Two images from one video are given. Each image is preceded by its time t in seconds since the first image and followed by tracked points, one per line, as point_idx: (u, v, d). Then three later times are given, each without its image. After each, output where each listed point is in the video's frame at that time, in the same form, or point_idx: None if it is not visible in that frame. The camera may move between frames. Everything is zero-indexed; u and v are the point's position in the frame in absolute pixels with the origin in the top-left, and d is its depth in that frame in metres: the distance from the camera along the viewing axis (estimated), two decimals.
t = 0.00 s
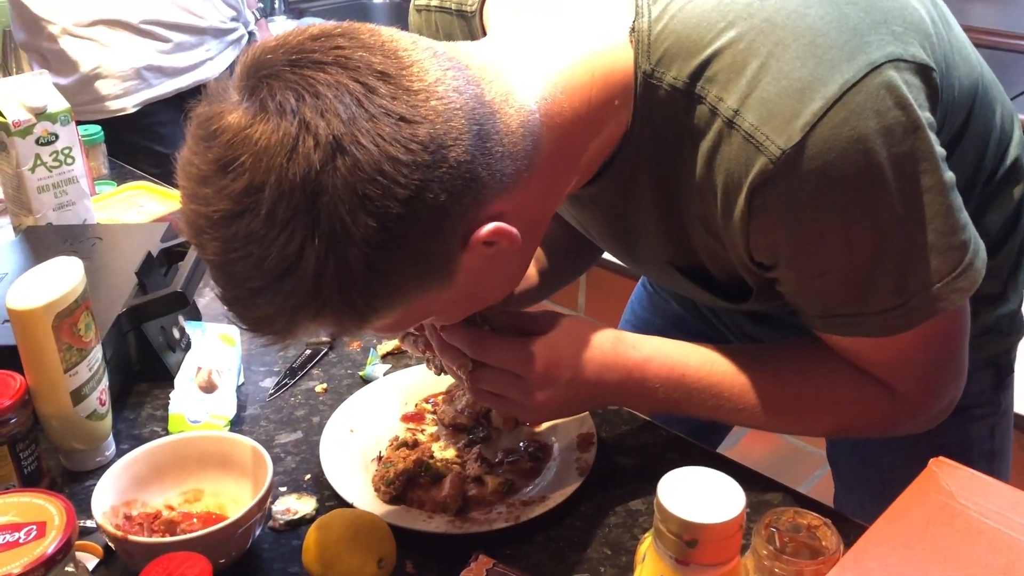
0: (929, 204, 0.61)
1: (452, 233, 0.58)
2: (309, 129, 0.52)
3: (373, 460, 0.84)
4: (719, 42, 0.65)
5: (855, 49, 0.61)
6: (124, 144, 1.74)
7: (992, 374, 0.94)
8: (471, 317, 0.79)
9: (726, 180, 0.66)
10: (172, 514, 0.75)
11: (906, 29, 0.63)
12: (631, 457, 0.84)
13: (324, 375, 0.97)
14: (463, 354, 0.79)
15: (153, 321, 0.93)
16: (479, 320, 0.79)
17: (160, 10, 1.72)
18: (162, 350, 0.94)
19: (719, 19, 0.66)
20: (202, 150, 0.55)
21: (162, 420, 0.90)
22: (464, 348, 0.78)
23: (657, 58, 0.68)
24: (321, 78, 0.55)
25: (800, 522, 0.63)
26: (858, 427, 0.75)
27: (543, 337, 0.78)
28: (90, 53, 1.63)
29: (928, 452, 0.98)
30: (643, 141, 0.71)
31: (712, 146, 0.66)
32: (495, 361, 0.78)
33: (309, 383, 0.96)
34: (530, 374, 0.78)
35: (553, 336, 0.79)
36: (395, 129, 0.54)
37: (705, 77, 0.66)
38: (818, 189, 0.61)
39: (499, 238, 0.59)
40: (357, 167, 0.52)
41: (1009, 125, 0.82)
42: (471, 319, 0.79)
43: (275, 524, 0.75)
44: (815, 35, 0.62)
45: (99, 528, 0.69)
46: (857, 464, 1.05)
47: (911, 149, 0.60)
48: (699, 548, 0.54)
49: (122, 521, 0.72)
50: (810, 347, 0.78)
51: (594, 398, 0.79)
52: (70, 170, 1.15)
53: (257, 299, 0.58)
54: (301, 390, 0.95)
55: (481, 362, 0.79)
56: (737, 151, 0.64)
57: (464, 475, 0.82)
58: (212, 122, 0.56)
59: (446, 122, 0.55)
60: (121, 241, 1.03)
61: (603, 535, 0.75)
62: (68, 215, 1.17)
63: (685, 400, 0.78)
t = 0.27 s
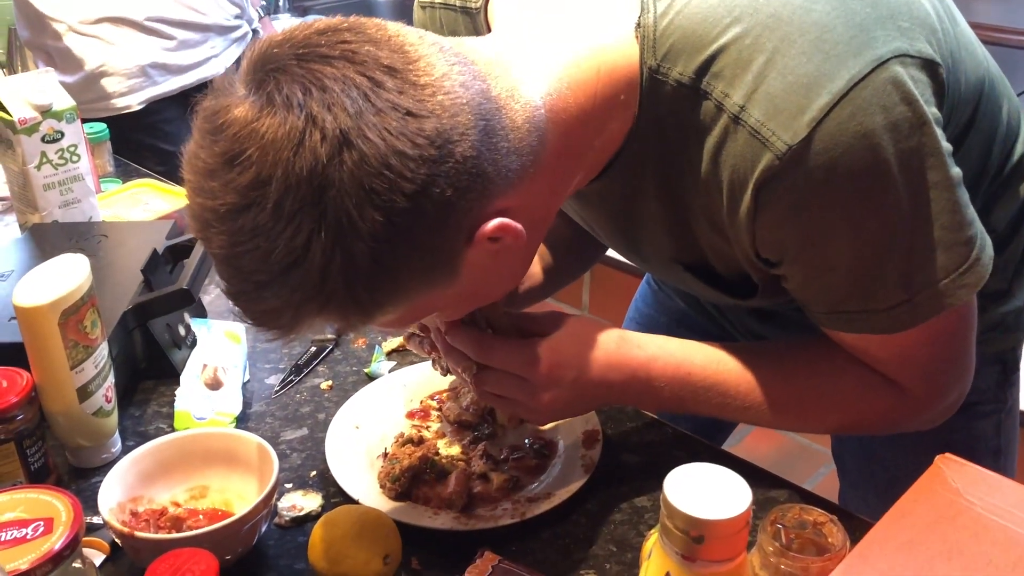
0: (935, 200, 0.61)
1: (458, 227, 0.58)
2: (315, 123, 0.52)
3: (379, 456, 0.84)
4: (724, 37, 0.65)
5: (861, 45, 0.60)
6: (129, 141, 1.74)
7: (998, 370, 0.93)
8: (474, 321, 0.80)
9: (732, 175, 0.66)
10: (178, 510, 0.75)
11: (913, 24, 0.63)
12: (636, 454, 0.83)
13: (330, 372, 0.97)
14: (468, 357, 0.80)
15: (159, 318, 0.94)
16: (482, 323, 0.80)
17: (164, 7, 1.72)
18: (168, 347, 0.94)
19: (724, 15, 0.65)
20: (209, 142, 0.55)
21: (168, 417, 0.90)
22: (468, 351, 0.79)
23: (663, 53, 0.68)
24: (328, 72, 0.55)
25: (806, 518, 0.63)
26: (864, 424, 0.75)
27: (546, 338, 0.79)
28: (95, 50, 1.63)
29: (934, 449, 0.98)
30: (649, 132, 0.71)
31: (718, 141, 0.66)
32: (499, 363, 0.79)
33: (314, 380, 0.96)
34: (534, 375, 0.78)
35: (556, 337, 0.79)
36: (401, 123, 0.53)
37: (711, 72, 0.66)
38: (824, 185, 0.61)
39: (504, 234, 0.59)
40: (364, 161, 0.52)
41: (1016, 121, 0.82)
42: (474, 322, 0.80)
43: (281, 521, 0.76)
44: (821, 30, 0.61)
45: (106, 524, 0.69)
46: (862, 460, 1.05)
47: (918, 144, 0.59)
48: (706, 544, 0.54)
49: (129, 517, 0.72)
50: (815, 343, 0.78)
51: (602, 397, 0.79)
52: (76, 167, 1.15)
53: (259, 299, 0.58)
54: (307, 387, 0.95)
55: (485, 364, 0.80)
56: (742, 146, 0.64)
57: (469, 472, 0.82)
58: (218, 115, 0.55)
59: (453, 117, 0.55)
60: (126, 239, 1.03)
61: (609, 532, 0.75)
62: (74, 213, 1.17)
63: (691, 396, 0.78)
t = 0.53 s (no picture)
0: (944, 191, 0.60)
1: (465, 201, 0.58)
2: (329, 82, 0.52)
3: (383, 454, 0.84)
4: (733, 26, 0.65)
5: (870, 34, 0.60)
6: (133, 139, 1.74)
7: (1005, 367, 0.93)
8: (473, 340, 0.81)
9: (740, 165, 0.65)
10: (183, 507, 0.75)
11: (922, 14, 0.63)
12: (640, 452, 0.83)
13: (334, 369, 0.97)
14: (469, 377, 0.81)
15: (164, 315, 0.94)
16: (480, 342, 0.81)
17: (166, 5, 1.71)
18: (173, 344, 0.94)
19: (733, 4, 0.66)
20: (218, 100, 0.55)
21: (173, 414, 0.90)
22: (468, 372, 0.80)
23: (671, 42, 0.68)
24: (344, 32, 0.55)
25: (812, 516, 0.62)
26: (872, 419, 0.75)
27: (545, 353, 0.79)
28: (99, 48, 1.64)
29: (940, 447, 0.97)
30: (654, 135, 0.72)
31: (725, 131, 0.66)
32: (500, 381, 0.79)
33: (319, 378, 0.96)
34: (535, 389, 0.79)
35: (555, 351, 0.79)
36: (416, 86, 0.53)
37: (719, 61, 0.66)
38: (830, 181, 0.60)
39: (510, 213, 0.59)
40: (377, 120, 0.52)
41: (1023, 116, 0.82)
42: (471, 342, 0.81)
43: (286, 518, 0.76)
44: (829, 19, 0.61)
45: (111, 522, 0.69)
46: (868, 458, 1.05)
47: (927, 133, 0.59)
48: (711, 542, 0.54)
49: (133, 514, 0.72)
50: (822, 338, 0.77)
51: (609, 400, 0.78)
52: (81, 165, 1.15)
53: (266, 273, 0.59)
54: (312, 384, 0.95)
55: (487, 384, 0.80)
56: (751, 134, 0.64)
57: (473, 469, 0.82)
58: (229, 74, 0.55)
59: (466, 85, 0.55)
60: (131, 236, 1.03)
61: (613, 530, 0.74)
62: (79, 210, 1.17)
63: (698, 391, 0.77)
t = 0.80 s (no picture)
0: (948, 193, 0.60)
1: (471, 178, 0.58)
2: (336, 51, 0.53)
3: (387, 454, 0.84)
4: (735, 30, 0.65)
5: (873, 38, 0.60)
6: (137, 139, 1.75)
7: (1009, 368, 0.93)
8: (474, 376, 0.84)
9: (743, 168, 0.65)
10: (187, 507, 0.75)
11: (925, 18, 0.63)
12: (643, 452, 0.83)
13: (338, 370, 0.98)
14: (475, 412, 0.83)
15: (168, 316, 0.94)
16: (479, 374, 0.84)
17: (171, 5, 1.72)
18: (177, 344, 0.94)
19: (736, 8, 0.65)
20: (224, 70, 0.55)
21: (177, 415, 0.90)
22: (473, 408, 0.82)
23: (674, 46, 0.68)
24: (352, 6, 0.55)
25: (814, 517, 0.62)
26: (875, 420, 0.75)
27: (540, 374, 0.81)
28: (101, 48, 1.64)
29: (943, 448, 0.97)
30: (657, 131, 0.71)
31: (728, 136, 0.66)
32: (504, 411, 0.80)
33: (323, 378, 0.96)
34: (541, 413, 0.79)
35: (550, 369, 0.81)
36: (422, 58, 0.54)
37: (722, 65, 0.66)
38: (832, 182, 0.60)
39: (515, 194, 0.60)
40: (384, 89, 0.52)
41: None
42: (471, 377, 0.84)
43: (290, 518, 0.76)
44: (832, 23, 0.61)
45: (115, 522, 0.69)
46: (872, 459, 1.04)
47: (929, 137, 0.59)
48: (713, 542, 0.54)
49: (138, 514, 0.72)
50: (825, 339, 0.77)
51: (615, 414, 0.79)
52: (85, 166, 1.15)
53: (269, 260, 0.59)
54: (315, 384, 0.95)
55: (495, 419, 0.81)
56: (753, 139, 0.64)
57: (476, 471, 0.82)
58: (235, 46, 0.55)
59: (474, 62, 0.56)
60: (135, 237, 1.03)
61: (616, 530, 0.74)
62: (84, 211, 1.18)
63: (702, 393, 0.78)
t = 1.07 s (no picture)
0: (949, 190, 0.60)
1: (470, 140, 0.59)
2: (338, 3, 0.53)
3: (388, 457, 0.85)
4: (739, 26, 0.65)
5: (876, 34, 0.60)
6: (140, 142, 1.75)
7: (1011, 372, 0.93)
8: (471, 383, 0.84)
9: (745, 165, 0.66)
10: (189, 510, 0.75)
11: (928, 16, 0.63)
12: (643, 456, 0.83)
13: (340, 373, 0.98)
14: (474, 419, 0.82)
15: (170, 319, 0.94)
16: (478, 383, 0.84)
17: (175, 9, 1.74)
18: (179, 347, 0.95)
19: (739, 4, 0.66)
20: (224, 23, 0.56)
21: (179, 418, 0.90)
22: (473, 414, 0.81)
23: (677, 41, 0.68)
24: None
25: (815, 520, 0.63)
26: (878, 419, 0.75)
27: (539, 376, 0.82)
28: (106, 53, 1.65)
29: (945, 452, 0.97)
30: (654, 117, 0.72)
31: (730, 132, 0.66)
32: (505, 416, 0.81)
33: (324, 381, 0.96)
34: (540, 415, 0.80)
35: (549, 371, 0.81)
36: (426, 14, 0.55)
37: (725, 60, 0.66)
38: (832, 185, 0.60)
39: (515, 162, 0.61)
40: (387, 43, 0.53)
41: None
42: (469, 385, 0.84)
43: (291, 521, 0.76)
44: (836, 19, 0.61)
45: (117, 525, 0.69)
46: (874, 463, 1.04)
47: (931, 135, 0.59)
48: (713, 546, 0.54)
49: (140, 517, 0.72)
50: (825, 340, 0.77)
51: (614, 416, 0.80)
52: (88, 169, 1.16)
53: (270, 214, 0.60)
54: (317, 387, 0.95)
55: (495, 424, 0.81)
56: (756, 134, 0.64)
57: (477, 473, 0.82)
58: None
59: (477, 23, 0.57)
60: (137, 240, 1.04)
61: (617, 534, 0.74)
62: (87, 214, 1.18)
63: (703, 394, 0.78)
